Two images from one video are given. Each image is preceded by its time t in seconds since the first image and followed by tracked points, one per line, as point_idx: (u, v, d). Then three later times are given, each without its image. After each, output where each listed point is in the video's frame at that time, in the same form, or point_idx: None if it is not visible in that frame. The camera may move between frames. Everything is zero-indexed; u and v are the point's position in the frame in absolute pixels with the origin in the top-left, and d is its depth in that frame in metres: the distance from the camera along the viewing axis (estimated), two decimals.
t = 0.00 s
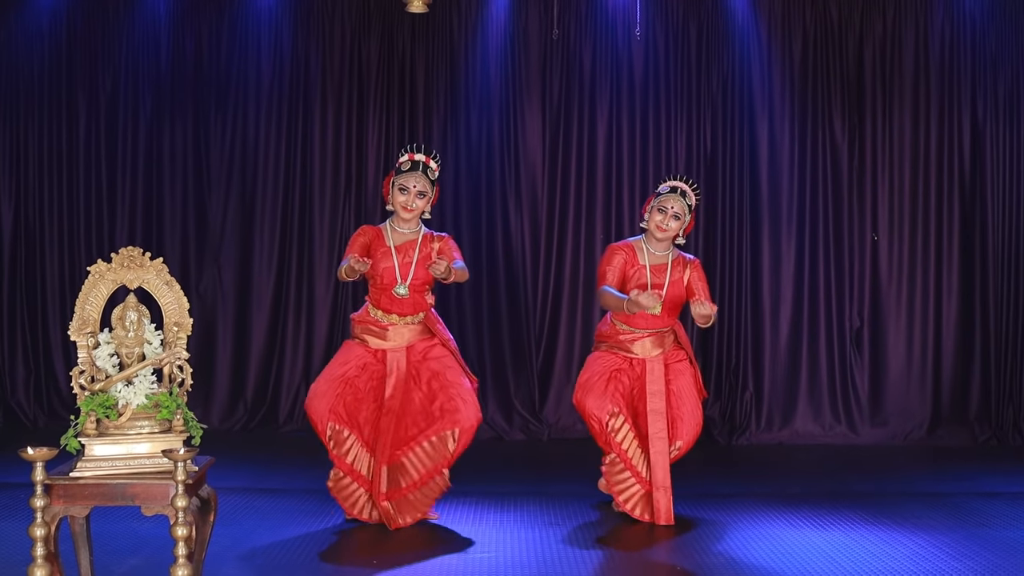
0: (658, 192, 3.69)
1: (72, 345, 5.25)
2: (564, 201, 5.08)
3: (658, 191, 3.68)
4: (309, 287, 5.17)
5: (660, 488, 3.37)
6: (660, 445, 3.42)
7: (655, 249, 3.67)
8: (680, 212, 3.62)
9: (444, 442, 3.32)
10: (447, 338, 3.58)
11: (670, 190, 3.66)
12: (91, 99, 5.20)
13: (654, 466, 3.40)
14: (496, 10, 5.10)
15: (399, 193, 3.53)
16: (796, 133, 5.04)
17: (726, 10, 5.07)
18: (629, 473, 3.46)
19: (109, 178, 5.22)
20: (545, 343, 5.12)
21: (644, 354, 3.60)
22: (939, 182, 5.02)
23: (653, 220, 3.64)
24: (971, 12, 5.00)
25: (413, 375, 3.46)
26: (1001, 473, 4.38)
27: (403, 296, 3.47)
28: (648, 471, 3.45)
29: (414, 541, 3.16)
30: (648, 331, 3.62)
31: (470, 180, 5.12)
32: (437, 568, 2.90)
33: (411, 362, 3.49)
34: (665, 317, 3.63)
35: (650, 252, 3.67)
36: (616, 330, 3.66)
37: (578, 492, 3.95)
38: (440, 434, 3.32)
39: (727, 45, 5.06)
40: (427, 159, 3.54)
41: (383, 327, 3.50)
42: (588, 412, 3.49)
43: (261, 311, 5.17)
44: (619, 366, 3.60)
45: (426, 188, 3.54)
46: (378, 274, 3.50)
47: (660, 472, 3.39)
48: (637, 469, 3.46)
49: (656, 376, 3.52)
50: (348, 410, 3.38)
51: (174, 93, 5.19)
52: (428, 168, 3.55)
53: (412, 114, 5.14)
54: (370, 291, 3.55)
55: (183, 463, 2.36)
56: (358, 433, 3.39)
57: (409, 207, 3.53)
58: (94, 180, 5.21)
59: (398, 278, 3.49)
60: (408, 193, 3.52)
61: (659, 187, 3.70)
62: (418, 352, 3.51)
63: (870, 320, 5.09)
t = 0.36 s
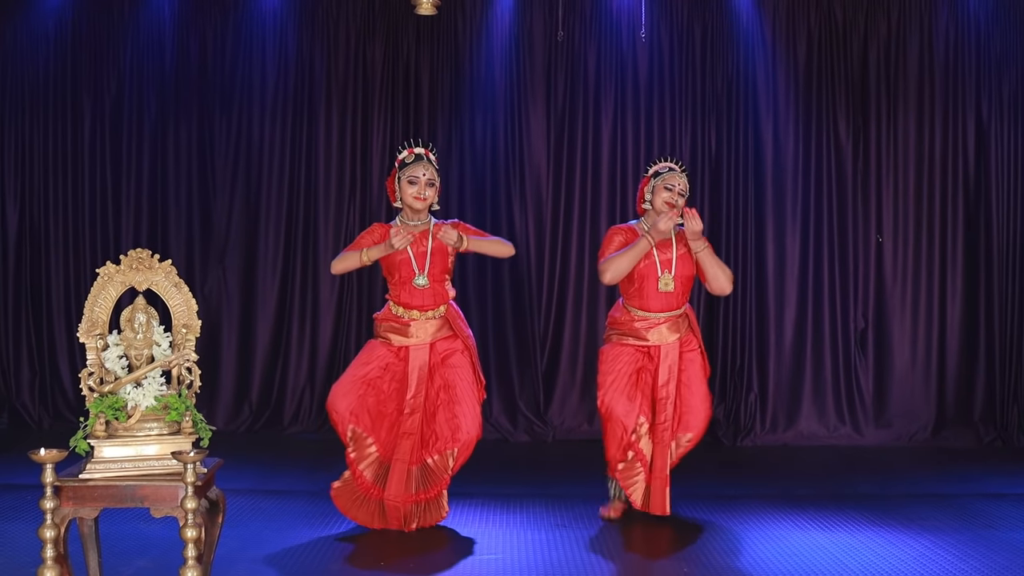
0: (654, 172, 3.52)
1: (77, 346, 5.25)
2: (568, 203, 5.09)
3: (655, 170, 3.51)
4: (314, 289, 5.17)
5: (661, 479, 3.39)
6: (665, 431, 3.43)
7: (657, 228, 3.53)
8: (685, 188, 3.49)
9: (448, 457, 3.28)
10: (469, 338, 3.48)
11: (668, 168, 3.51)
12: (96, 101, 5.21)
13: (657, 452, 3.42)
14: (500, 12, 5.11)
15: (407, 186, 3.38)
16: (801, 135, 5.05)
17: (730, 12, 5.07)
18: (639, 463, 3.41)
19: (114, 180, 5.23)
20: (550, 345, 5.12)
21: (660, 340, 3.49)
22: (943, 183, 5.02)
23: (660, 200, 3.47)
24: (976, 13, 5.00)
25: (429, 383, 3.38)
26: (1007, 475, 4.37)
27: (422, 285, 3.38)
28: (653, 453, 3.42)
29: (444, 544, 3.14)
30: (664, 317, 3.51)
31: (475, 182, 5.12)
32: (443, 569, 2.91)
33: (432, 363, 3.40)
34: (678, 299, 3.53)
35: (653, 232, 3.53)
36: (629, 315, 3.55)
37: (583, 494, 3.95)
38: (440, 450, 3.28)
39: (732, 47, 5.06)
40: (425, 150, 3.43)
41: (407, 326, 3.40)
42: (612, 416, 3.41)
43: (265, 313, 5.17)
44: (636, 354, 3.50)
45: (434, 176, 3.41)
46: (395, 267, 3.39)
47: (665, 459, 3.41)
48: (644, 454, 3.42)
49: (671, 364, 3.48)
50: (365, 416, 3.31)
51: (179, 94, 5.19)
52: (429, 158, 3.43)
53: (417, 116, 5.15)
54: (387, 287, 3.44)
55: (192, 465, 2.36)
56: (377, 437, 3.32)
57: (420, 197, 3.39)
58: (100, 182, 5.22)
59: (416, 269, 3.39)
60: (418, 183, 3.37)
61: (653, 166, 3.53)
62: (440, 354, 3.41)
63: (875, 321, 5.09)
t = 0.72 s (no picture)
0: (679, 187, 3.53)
1: (81, 348, 5.26)
2: (572, 205, 5.09)
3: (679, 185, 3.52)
4: (317, 290, 5.18)
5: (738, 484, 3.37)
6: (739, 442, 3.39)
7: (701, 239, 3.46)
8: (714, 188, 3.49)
9: (518, 445, 3.36)
10: (492, 336, 3.48)
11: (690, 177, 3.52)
12: (101, 102, 5.22)
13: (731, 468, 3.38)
14: (504, 13, 5.12)
15: (428, 183, 3.40)
16: (803, 136, 5.06)
17: (733, 14, 5.08)
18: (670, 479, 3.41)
19: (118, 182, 5.23)
20: (553, 346, 5.12)
21: (714, 348, 3.44)
22: (946, 185, 5.02)
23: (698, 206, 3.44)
24: (979, 14, 5.00)
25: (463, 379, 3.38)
26: (1011, 477, 4.38)
27: (455, 284, 3.35)
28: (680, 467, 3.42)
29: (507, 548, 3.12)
30: (716, 326, 3.44)
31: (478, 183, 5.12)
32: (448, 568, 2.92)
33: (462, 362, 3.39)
34: (734, 303, 3.45)
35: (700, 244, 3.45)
36: (679, 323, 3.49)
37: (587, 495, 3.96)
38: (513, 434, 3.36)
39: (735, 49, 5.07)
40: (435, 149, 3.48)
41: (434, 326, 3.37)
42: (648, 431, 3.39)
43: (268, 314, 5.17)
44: (688, 367, 3.45)
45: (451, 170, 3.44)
46: (427, 265, 3.35)
47: (737, 475, 3.38)
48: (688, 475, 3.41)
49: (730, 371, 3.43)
50: (396, 436, 3.30)
51: (183, 96, 5.20)
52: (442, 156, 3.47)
53: (421, 117, 5.15)
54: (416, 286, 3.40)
55: (199, 468, 2.37)
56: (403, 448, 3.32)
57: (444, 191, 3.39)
58: (104, 184, 5.23)
59: (449, 267, 3.35)
60: (438, 177, 3.39)
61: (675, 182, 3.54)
62: (470, 353, 3.40)
63: (878, 324, 5.10)
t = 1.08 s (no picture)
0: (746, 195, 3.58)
1: (83, 349, 5.27)
2: (572, 206, 5.10)
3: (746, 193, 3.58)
4: (318, 291, 5.19)
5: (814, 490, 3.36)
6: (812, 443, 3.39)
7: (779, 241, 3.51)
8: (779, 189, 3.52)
9: (591, 453, 3.33)
10: (588, 332, 3.53)
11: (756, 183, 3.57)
12: (101, 103, 5.24)
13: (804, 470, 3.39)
14: (504, 14, 5.12)
15: (491, 190, 3.48)
16: (803, 136, 5.06)
17: (733, 14, 5.08)
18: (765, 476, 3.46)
19: (118, 184, 5.25)
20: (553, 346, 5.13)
21: (797, 349, 3.47)
22: (946, 185, 5.03)
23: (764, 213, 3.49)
24: (979, 14, 5.01)
25: (553, 379, 3.44)
26: (1011, 476, 4.38)
27: (538, 286, 3.41)
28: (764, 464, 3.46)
29: (562, 551, 3.13)
30: (801, 326, 3.47)
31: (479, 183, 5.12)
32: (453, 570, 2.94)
33: (556, 359, 3.46)
34: (816, 305, 3.47)
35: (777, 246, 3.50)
36: (766, 328, 3.53)
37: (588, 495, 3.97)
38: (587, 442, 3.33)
39: (735, 49, 5.08)
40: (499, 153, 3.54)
41: (525, 326, 3.45)
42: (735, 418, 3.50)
43: (269, 315, 5.18)
44: (772, 368, 3.49)
45: (513, 171, 3.49)
46: (508, 272, 3.44)
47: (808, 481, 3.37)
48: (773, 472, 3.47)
49: (809, 374, 3.44)
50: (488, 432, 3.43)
51: (183, 96, 5.21)
52: (505, 159, 3.53)
53: (421, 119, 5.16)
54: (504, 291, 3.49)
55: (200, 469, 2.38)
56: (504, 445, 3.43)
57: (506, 195, 3.46)
58: (104, 185, 5.24)
59: (529, 270, 3.42)
60: (498, 183, 3.46)
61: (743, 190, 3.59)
62: (562, 351, 3.47)
63: (878, 324, 5.10)
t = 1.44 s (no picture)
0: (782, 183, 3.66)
1: (81, 350, 5.28)
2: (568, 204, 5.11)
3: (781, 181, 3.66)
4: (315, 291, 5.20)
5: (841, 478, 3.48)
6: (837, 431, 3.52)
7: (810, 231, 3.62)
8: (811, 184, 3.57)
9: (608, 455, 3.30)
10: (613, 338, 3.54)
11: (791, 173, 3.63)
12: (99, 103, 5.25)
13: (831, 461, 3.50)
14: (501, 15, 5.13)
15: (525, 189, 3.50)
16: (800, 136, 5.07)
17: (730, 14, 5.09)
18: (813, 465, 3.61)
19: (116, 185, 5.26)
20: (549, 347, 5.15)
21: (820, 341, 3.57)
22: (943, 186, 5.03)
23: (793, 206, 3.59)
24: (975, 14, 5.01)
25: (580, 383, 3.46)
26: (1008, 476, 4.39)
27: (563, 286, 3.46)
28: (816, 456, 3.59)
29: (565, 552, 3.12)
30: (823, 318, 3.58)
31: (475, 184, 5.13)
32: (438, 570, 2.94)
33: (580, 363, 3.48)
34: (840, 297, 3.58)
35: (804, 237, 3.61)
36: (790, 321, 3.63)
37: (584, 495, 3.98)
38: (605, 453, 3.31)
39: (731, 50, 5.08)
40: (540, 151, 3.53)
41: (550, 328, 3.49)
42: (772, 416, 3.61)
43: (266, 314, 5.19)
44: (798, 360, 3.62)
45: (549, 174, 3.49)
46: (536, 272, 3.49)
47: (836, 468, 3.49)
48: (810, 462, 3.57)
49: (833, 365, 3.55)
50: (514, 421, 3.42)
51: (180, 97, 5.22)
52: (545, 158, 3.52)
53: (418, 119, 5.17)
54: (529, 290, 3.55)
55: (194, 468, 2.38)
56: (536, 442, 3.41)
57: (538, 198, 3.48)
58: (102, 186, 5.25)
59: (556, 270, 3.47)
60: (532, 184, 3.48)
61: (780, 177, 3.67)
62: (586, 353, 3.49)
63: (875, 324, 5.10)
